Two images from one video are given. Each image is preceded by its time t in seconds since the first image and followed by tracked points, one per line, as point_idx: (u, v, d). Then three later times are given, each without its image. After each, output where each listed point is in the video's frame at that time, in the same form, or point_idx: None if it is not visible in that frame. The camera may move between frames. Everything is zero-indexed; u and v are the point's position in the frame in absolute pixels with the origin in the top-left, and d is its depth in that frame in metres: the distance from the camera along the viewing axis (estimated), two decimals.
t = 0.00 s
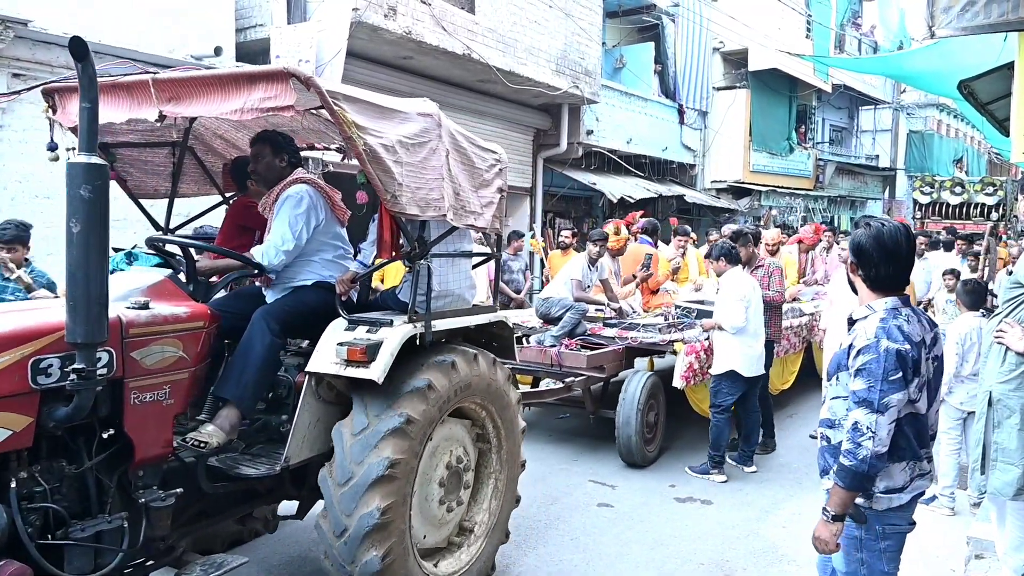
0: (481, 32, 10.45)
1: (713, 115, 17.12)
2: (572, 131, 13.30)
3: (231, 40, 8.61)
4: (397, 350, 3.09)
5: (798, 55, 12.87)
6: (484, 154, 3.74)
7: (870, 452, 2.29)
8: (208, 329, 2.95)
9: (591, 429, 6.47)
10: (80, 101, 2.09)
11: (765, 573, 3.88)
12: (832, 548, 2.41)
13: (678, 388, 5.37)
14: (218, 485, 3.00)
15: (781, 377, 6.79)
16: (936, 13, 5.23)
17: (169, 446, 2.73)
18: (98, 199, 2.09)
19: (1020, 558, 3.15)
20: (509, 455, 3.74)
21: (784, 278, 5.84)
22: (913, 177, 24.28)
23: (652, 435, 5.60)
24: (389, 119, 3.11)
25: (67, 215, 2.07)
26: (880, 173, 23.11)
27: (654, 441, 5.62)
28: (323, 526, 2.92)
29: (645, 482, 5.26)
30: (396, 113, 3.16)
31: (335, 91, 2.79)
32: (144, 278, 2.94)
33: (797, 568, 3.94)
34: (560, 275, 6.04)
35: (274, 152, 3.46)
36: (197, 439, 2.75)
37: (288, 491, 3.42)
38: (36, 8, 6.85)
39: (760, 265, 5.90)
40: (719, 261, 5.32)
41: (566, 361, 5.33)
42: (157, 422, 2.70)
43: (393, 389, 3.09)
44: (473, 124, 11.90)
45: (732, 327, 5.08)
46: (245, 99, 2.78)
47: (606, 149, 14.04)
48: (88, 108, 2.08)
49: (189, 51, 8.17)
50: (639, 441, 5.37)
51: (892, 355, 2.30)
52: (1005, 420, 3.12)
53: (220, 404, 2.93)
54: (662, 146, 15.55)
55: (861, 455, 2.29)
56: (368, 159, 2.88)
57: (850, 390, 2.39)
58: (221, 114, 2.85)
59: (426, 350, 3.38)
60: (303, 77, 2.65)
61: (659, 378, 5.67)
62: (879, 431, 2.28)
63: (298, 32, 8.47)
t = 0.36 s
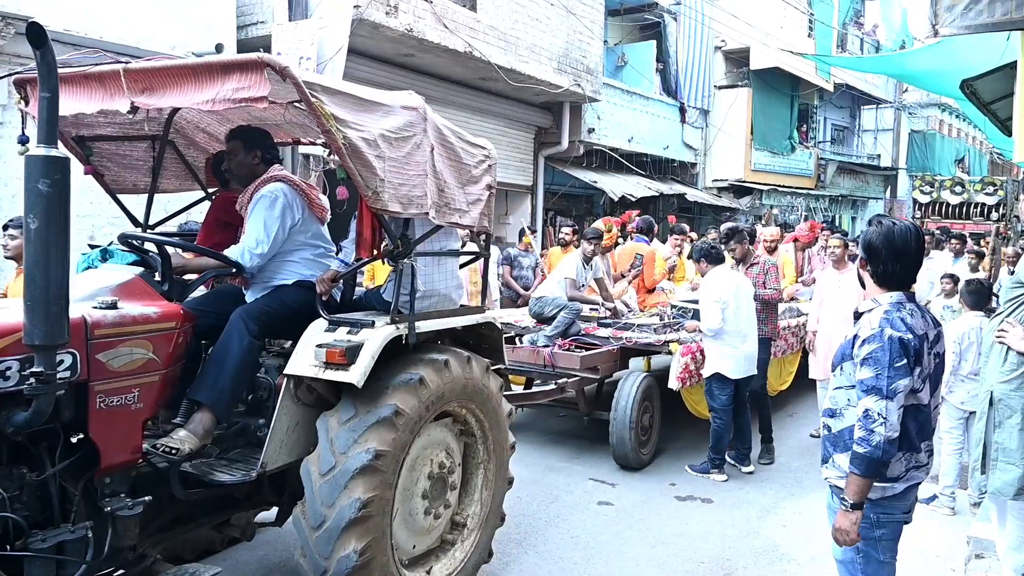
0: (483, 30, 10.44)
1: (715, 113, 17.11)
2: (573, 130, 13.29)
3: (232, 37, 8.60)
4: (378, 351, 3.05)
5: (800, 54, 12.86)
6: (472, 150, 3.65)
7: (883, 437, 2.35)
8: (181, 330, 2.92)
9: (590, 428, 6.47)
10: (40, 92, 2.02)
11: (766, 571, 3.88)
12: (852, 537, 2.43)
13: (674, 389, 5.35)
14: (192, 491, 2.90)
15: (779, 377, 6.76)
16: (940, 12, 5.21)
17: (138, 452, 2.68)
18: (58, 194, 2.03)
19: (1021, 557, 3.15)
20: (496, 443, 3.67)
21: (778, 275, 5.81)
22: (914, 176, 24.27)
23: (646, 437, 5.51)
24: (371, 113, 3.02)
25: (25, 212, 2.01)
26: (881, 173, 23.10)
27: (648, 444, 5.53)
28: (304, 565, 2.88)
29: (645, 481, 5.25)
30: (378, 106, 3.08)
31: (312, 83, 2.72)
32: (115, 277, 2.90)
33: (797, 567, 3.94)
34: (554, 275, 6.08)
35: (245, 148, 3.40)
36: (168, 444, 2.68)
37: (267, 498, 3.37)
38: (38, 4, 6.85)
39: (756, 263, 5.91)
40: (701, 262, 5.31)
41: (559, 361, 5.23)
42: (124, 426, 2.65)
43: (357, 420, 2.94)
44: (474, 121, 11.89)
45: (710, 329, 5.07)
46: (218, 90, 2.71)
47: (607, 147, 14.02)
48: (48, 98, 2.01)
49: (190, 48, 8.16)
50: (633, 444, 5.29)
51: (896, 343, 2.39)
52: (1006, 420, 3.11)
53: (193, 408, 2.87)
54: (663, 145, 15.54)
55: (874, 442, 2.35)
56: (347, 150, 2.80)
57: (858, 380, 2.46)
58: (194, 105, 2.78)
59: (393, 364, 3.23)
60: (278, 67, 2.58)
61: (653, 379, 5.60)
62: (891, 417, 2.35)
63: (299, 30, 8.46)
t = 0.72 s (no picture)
0: (484, 27, 10.43)
1: (716, 111, 17.11)
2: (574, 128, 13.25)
3: (233, 34, 8.58)
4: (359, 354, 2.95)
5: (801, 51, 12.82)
6: (458, 146, 3.54)
7: (891, 422, 2.37)
8: (151, 331, 2.83)
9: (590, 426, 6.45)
10: None
11: (766, 569, 3.87)
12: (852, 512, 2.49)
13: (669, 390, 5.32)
14: (164, 497, 2.81)
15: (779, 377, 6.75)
16: (941, 9, 5.20)
17: (104, 459, 2.62)
18: (17, 188, 2.02)
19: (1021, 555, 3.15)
20: (481, 431, 3.54)
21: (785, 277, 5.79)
22: (915, 174, 24.25)
23: (642, 439, 5.43)
24: (350, 106, 2.92)
25: None
26: (882, 170, 23.09)
27: (644, 445, 5.45)
28: None
29: (646, 479, 5.25)
30: (358, 99, 2.98)
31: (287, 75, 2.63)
32: (83, 276, 2.80)
33: (797, 564, 3.94)
34: (547, 272, 5.91)
35: (216, 145, 3.36)
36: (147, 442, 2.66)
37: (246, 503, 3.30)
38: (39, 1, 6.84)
39: (764, 262, 5.89)
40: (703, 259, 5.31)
41: (552, 361, 5.11)
42: (90, 431, 2.58)
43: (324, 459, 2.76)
44: (474, 118, 11.87)
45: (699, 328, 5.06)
46: (190, 81, 2.62)
47: (608, 145, 14.01)
48: (6, 89, 2.01)
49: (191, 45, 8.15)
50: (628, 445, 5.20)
51: (902, 331, 2.41)
52: (1008, 417, 3.10)
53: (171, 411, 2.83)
54: (664, 143, 15.54)
55: (880, 425, 2.37)
56: (323, 144, 2.71)
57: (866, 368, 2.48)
58: (166, 97, 2.68)
59: (358, 383, 3.02)
60: (251, 57, 2.49)
61: (649, 380, 5.54)
62: (899, 402, 2.36)
63: (300, 26, 8.42)
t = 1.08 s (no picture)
0: (483, 27, 10.42)
1: (716, 109, 17.10)
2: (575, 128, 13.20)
3: (234, 35, 8.57)
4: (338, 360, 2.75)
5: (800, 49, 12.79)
6: (442, 145, 3.39)
7: (898, 406, 2.37)
8: (121, 336, 2.61)
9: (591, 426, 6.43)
10: None
11: (769, 568, 3.87)
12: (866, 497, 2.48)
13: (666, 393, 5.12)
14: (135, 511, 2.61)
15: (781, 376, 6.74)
16: (941, 6, 5.18)
17: (70, 471, 2.40)
18: None
19: None
20: (463, 420, 3.26)
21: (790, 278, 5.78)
22: (915, 171, 24.25)
23: (638, 442, 5.32)
24: (328, 102, 2.78)
25: None
26: (882, 168, 23.10)
27: (640, 449, 5.34)
28: None
29: (651, 478, 5.25)
30: (337, 95, 2.84)
31: (259, 70, 2.48)
32: (48, 279, 2.57)
33: (800, 563, 3.94)
34: (542, 273, 5.74)
35: (195, 142, 3.18)
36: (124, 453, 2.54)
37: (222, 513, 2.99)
38: (40, 4, 6.84)
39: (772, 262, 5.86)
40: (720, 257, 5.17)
41: (546, 364, 5.01)
42: (53, 445, 2.35)
43: (289, 508, 2.54)
44: (474, 119, 11.90)
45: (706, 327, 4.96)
46: (157, 77, 2.41)
47: (608, 144, 14.00)
48: None
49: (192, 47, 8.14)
50: (624, 449, 5.09)
51: (899, 320, 2.44)
52: (1011, 414, 3.11)
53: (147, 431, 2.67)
54: (665, 142, 15.54)
55: (887, 409, 2.38)
56: (297, 142, 2.56)
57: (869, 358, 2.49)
58: (133, 94, 2.47)
59: (315, 414, 2.72)
60: (217, 49, 2.32)
61: (645, 382, 5.41)
62: (905, 386, 2.38)
63: (300, 27, 8.42)
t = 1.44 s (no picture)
0: (486, 26, 10.41)
1: (718, 110, 17.09)
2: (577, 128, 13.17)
3: (237, 32, 8.58)
4: (316, 362, 2.67)
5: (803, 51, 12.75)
6: (427, 141, 3.32)
7: (882, 409, 2.38)
8: (87, 337, 2.53)
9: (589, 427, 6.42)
10: None
11: (768, 570, 3.87)
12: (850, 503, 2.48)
13: (660, 397, 5.07)
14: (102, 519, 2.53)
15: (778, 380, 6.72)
16: (946, 9, 5.15)
17: (31, 477, 2.34)
18: None
19: None
20: (439, 414, 3.14)
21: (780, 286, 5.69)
22: (917, 174, 24.23)
23: (632, 446, 5.23)
24: (305, 95, 2.70)
25: None
26: (885, 171, 23.08)
27: (634, 453, 5.24)
28: None
29: (651, 480, 5.25)
30: (314, 87, 2.76)
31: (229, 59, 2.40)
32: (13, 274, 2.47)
33: (799, 565, 3.94)
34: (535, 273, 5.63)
35: (182, 133, 3.09)
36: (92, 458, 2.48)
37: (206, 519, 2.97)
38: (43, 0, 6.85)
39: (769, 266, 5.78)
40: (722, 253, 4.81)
41: (537, 367, 4.90)
42: (14, 449, 2.29)
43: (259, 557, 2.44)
44: (476, 118, 11.92)
45: (726, 329, 4.60)
46: (123, 66, 2.35)
47: (610, 144, 13.99)
48: None
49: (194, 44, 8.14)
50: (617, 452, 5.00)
51: (893, 324, 2.44)
52: (1011, 418, 3.10)
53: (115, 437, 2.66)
54: (666, 143, 15.53)
55: (867, 411, 2.40)
56: (272, 135, 2.47)
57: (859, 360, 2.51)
58: (100, 83, 2.40)
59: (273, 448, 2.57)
60: (186, 36, 2.26)
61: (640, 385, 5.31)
62: (889, 389, 2.38)
63: (302, 25, 8.41)
